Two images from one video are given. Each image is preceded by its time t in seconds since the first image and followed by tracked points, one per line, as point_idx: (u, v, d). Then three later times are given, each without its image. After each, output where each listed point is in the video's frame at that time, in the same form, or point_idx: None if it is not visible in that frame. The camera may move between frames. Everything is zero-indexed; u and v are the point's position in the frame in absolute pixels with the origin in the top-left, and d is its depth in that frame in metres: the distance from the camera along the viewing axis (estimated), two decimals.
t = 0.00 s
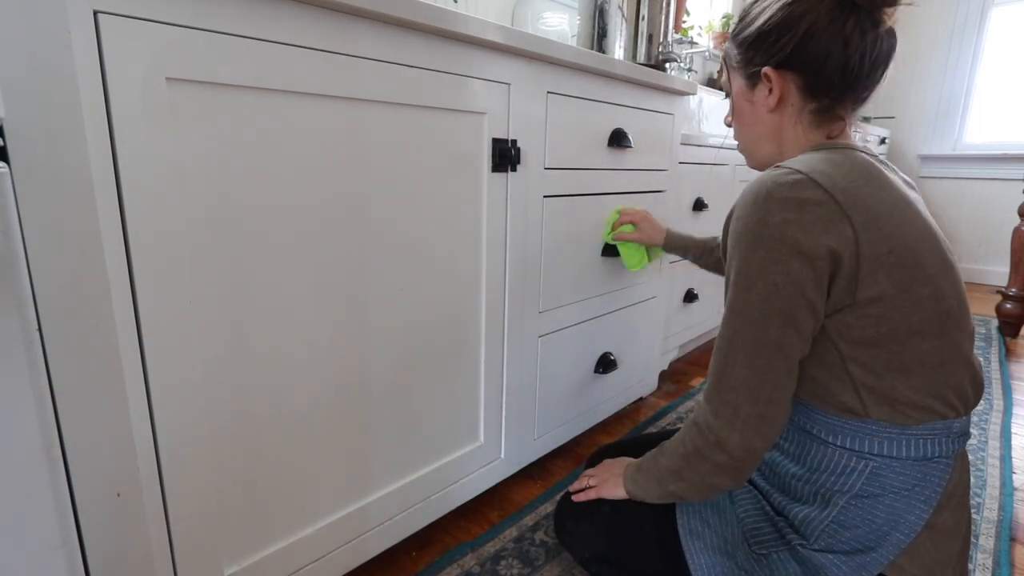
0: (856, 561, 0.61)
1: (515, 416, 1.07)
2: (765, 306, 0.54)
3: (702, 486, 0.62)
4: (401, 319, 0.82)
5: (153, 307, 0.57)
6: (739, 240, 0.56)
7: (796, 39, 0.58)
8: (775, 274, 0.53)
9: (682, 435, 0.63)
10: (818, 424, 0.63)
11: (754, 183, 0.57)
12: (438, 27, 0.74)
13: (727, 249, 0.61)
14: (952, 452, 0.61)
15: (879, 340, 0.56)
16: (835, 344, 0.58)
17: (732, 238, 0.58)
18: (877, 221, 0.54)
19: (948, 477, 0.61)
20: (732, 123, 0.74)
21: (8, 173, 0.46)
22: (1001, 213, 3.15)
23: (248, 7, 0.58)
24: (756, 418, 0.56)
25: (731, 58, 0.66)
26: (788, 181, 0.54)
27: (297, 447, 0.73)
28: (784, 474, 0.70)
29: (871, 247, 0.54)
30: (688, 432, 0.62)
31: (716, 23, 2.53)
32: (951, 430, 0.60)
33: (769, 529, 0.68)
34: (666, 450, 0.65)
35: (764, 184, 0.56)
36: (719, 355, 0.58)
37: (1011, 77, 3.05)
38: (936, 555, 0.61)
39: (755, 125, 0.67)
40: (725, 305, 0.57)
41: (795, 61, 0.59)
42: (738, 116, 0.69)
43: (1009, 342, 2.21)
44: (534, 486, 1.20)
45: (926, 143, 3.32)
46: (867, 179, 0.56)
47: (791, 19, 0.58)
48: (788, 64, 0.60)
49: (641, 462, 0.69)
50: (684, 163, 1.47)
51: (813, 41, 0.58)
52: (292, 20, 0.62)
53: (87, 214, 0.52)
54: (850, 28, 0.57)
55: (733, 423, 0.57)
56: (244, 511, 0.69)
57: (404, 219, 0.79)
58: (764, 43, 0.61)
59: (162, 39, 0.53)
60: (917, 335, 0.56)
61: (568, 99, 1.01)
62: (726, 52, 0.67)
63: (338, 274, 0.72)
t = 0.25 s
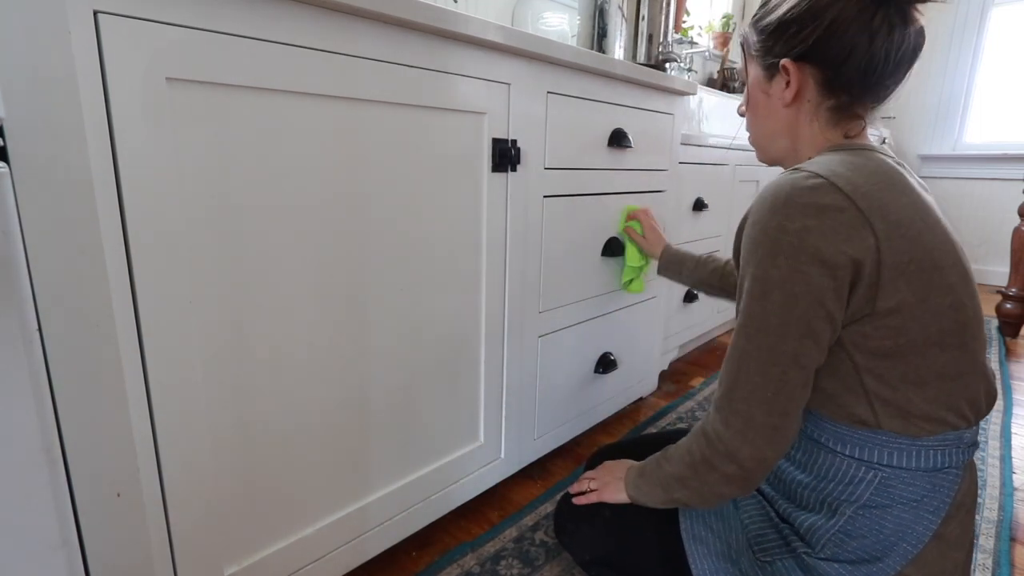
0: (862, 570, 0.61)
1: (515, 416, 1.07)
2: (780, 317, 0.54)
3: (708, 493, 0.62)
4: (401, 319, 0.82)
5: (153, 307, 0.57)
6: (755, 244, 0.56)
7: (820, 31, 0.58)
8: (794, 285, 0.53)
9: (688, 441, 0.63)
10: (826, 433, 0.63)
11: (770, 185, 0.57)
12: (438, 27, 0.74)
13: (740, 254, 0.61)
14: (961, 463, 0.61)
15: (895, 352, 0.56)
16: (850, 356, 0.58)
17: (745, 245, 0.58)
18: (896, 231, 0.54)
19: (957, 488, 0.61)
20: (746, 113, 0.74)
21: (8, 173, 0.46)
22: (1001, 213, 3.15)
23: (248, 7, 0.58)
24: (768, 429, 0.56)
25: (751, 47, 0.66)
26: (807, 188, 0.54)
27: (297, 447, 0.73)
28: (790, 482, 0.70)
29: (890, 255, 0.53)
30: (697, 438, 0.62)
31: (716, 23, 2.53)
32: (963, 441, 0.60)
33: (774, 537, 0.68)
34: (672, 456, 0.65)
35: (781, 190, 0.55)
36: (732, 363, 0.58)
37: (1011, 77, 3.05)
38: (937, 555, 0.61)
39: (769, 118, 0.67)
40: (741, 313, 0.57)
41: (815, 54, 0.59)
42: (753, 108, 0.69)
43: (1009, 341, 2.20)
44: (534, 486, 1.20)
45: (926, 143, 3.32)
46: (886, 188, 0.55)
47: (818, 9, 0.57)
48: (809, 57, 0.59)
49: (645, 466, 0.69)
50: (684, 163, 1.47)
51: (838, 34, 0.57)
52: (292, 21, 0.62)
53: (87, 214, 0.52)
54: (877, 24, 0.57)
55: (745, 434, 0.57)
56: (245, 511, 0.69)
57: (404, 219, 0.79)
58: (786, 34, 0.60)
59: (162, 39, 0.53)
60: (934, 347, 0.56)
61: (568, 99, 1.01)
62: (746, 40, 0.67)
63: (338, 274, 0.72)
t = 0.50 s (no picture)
0: (857, 567, 0.61)
1: (515, 416, 1.07)
2: (784, 313, 0.53)
3: (702, 489, 0.61)
4: (400, 319, 0.81)
5: (153, 307, 0.57)
6: (760, 240, 0.55)
7: (824, 29, 0.57)
8: (801, 280, 0.53)
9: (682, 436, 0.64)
10: (823, 432, 0.63)
11: (775, 181, 0.57)
12: (438, 27, 0.74)
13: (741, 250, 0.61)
14: (956, 458, 0.61)
15: (898, 349, 0.56)
16: (854, 353, 0.57)
17: (749, 241, 0.58)
18: (903, 226, 0.54)
19: (951, 483, 0.62)
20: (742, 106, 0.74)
21: (8, 172, 0.47)
22: (1001, 213, 3.15)
23: (248, 7, 0.58)
24: (767, 425, 0.56)
25: (754, 38, 0.65)
26: (815, 182, 0.54)
27: (297, 447, 0.73)
28: (786, 480, 0.70)
29: (898, 250, 0.53)
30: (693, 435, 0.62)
31: (716, 23, 2.53)
32: (960, 435, 0.61)
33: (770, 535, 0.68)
34: (667, 454, 0.65)
35: (787, 185, 0.55)
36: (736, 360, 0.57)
37: (1011, 77, 3.05)
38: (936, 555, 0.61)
39: (765, 111, 0.67)
40: (744, 309, 0.56)
41: (816, 52, 0.59)
42: (751, 100, 0.68)
43: (1009, 342, 2.20)
44: (533, 486, 1.19)
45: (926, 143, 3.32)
46: (891, 185, 0.56)
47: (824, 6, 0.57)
48: (811, 54, 0.59)
49: (641, 465, 0.69)
50: (684, 163, 1.47)
51: (841, 34, 0.57)
52: (292, 21, 0.62)
53: (86, 214, 0.51)
54: (881, 27, 0.57)
55: (744, 431, 0.57)
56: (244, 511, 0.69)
57: (404, 219, 0.79)
58: (789, 29, 0.60)
59: (162, 39, 0.53)
60: (935, 342, 0.56)
61: (568, 99, 1.01)
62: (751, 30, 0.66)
63: (338, 274, 0.72)
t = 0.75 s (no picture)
0: (855, 565, 0.61)
1: (515, 416, 1.07)
2: (767, 305, 0.54)
3: (701, 485, 0.62)
4: (400, 319, 0.81)
5: (153, 307, 0.57)
6: (745, 236, 0.56)
7: (811, 32, 0.58)
8: (781, 272, 0.53)
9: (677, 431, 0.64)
10: (813, 428, 0.63)
11: (760, 179, 0.58)
12: (438, 27, 0.74)
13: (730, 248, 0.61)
14: (945, 452, 0.61)
15: (880, 341, 0.56)
16: (836, 344, 0.58)
17: (734, 239, 0.58)
18: (884, 220, 0.54)
19: (944, 478, 0.62)
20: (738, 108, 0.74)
21: (8, 173, 0.48)
22: (1001, 213, 3.15)
23: (248, 6, 0.58)
24: (754, 417, 0.57)
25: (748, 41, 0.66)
26: (796, 178, 0.55)
27: (297, 447, 0.73)
28: (781, 479, 0.69)
29: (877, 243, 0.54)
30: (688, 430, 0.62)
31: (716, 23, 2.53)
32: (947, 430, 0.60)
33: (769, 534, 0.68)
34: (664, 452, 0.65)
35: (771, 182, 0.56)
36: (721, 354, 0.58)
37: (1011, 77, 3.05)
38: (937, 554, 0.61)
39: (756, 113, 0.67)
40: (729, 302, 0.57)
41: (805, 55, 0.59)
42: (743, 102, 0.69)
43: (1009, 342, 2.20)
44: (533, 487, 1.20)
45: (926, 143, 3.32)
46: (873, 180, 0.56)
47: (812, 9, 0.57)
48: (799, 56, 0.59)
49: (641, 464, 0.69)
50: (684, 163, 1.47)
51: (828, 37, 0.57)
52: (292, 21, 0.62)
53: (86, 214, 0.51)
54: (867, 30, 0.57)
55: (731, 423, 0.57)
56: (244, 511, 0.69)
57: (404, 219, 0.79)
58: (779, 33, 0.60)
59: (162, 39, 0.53)
60: (918, 336, 0.56)
61: (568, 99, 1.01)
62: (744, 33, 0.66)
63: (338, 274, 0.72)
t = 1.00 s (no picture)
0: (857, 566, 0.61)
1: (514, 417, 1.07)
2: (781, 307, 0.54)
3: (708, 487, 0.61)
4: (400, 319, 0.81)
5: (153, 308, 0.57)
6: (758, 235, 0.56)
7: (833, 24, 0.57)
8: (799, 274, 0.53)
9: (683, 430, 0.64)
10: (818, 428, 0.63)
11: (774, 178, 0.57)
12: (438, 27, 0.74)
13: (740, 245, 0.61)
14: (949, 455, 0.61)
15: (889, 344, 0.56)
16: (844, 347, 0.58)
17: (745, 238, 0.58)
18: (897, 223, 0.54)
19: (947, 480, 0.62)
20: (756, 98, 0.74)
21: (8, 173, 0.48)
22: (1001, 213, 3.15)
23: (249, 7, 0.58)
24: (766, 418, 0.56)
25: (768, 32, 0.66)
26: (814, 179, 0.54)
27: (297, 447, 0.73)
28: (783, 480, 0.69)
29: (890, 247, 0.54)
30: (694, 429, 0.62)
31: (716, 24, 2.53)
32: (951, 432, 0.61)
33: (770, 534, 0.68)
34: (669, 451, 0.65)
35: (787, 182, 0.55)
36: (730, 354, 0.58)
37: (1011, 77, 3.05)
38: (937, 554, 0.61)
39: (774, 105, 0.67)
40: (741, 302, 0.57)
41: (825, 48, 0.59)
42: (761, 93, 0.69)
43: (1009, 342, 2.20)
44: (533, 487, 1.19)
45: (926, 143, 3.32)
46: (887, 183, 0.56)
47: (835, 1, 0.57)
48: (819, 49, 0.59)
49: (644, 464, 0.69)
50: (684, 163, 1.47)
51: (849, 30, 0.57)
52: (292, 21, 0.62)
53: (86, 214, 0.51)
54: (890, 23, 0.56)
55: (742, 424, 0.57)
56: (244, 511, 0.69)
57: (404, 219, 0.79)
58: (799, 26, 0.60)
59: (162, 39, 0.53)
60: (925, 339, 0.57)
61: (568, 99, 1.01)
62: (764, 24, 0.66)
63: (338, 274, 0.72)
